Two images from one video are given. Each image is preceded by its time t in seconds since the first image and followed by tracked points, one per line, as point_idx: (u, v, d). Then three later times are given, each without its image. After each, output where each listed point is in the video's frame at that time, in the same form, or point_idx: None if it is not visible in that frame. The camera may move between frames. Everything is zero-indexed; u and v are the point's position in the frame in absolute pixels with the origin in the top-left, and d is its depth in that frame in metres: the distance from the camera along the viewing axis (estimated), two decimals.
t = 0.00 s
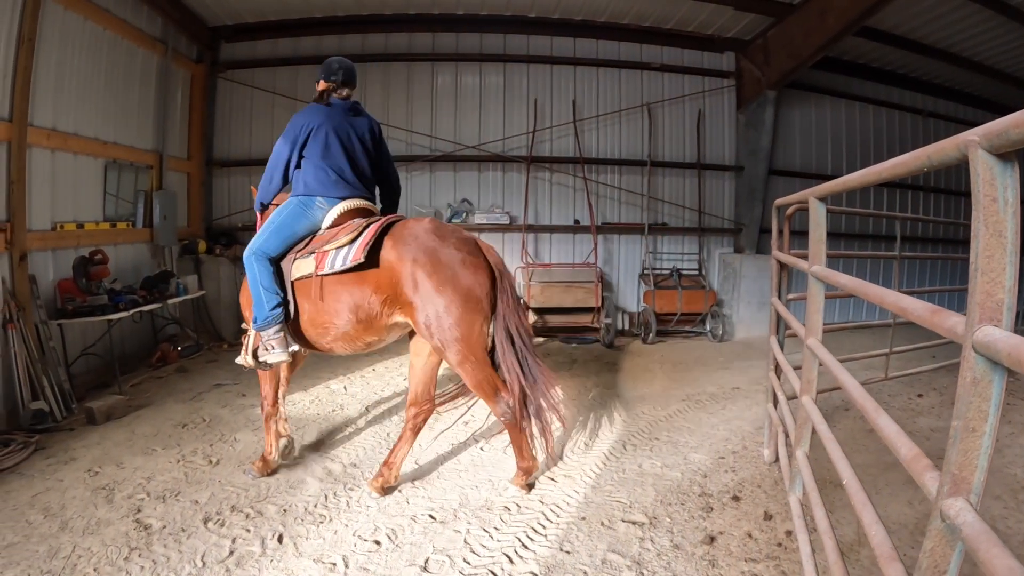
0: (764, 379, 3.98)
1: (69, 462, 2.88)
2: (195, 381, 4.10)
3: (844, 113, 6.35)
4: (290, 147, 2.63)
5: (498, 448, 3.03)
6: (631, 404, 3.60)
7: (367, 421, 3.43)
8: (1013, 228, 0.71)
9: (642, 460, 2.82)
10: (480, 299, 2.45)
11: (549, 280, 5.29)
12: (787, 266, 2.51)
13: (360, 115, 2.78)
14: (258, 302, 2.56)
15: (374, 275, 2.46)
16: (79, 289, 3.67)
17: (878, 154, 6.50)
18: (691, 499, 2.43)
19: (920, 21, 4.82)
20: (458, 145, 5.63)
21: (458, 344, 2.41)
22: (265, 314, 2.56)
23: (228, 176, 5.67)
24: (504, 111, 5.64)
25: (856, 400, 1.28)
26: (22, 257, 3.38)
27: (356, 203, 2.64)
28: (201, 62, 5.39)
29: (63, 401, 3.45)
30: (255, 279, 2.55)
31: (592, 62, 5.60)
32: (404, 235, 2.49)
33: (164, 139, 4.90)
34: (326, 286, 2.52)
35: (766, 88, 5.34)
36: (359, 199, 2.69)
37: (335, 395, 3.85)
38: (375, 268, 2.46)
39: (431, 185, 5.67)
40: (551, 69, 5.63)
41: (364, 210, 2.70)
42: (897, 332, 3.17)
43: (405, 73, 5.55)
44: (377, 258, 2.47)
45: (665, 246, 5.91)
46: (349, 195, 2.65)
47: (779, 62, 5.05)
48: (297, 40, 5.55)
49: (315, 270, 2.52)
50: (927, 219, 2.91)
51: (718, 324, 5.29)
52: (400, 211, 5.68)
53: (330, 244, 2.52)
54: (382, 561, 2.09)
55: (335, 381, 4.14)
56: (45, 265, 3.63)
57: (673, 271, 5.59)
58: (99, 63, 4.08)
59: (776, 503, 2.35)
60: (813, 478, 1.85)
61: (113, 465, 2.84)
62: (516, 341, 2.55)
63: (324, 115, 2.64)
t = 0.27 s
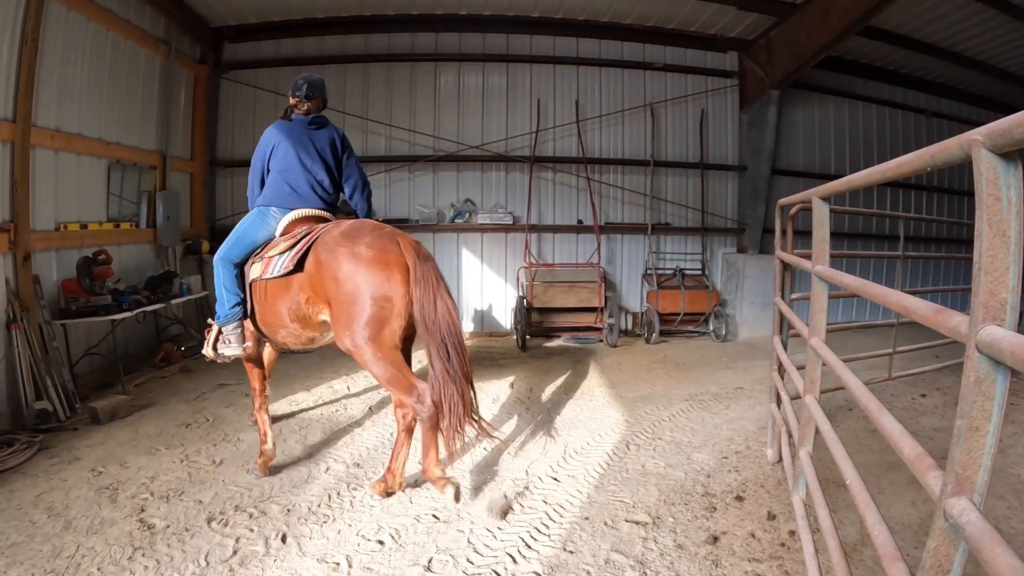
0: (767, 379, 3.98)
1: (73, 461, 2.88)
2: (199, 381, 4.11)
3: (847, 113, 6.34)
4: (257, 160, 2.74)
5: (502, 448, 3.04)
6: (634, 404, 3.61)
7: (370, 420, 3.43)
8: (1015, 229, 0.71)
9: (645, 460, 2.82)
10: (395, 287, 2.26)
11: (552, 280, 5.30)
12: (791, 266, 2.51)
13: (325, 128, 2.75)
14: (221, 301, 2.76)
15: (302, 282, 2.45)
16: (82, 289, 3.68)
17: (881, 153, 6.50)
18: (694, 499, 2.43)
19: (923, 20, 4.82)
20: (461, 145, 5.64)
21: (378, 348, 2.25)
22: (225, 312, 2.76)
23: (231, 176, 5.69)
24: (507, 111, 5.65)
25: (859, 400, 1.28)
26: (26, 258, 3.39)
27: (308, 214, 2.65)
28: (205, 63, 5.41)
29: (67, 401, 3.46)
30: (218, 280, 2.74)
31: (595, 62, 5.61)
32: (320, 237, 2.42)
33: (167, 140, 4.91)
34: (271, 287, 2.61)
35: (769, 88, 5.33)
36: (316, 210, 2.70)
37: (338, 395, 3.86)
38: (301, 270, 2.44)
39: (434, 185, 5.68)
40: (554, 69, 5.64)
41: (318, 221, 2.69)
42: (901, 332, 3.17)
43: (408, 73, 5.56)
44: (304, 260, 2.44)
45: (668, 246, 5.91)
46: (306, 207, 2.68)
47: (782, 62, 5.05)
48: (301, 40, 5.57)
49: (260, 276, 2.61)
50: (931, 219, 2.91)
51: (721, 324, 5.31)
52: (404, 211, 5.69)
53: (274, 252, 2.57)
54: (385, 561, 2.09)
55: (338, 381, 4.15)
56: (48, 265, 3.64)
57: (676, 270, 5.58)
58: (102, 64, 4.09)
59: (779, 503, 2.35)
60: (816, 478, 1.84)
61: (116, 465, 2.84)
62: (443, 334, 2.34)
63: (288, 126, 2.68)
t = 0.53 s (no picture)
0: (769, 379, 3.98)
1: (76, 462, 2.89)
2: (201, 381, 4.11)
3: (849, 113, 6.33)
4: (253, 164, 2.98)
5: (504, 448, 3.03)
6: (636, 404, 3.61)
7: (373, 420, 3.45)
8: (1019, 227, 0.70)
9: (648, 460, 2.82)
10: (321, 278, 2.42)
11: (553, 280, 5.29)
12: (793, 266, 2.51)
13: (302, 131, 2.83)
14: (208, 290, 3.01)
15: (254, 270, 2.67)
16: (85, 290, 3.69)
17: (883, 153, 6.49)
18: (696, 499, 2.43)
19: (925, 20, 4.81)
20: (463, 145, 5.64)
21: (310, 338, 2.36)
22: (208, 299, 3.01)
23: (234, 177, 5.70)
24: (509, 111, 5.65)
25: (862, 400, 1.27)
26: (28, 258, 3.39)
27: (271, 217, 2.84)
28: (207, 64, 5.41)
29: (70, 401, 3.46)
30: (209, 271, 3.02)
31: (596, 62, 5.61)
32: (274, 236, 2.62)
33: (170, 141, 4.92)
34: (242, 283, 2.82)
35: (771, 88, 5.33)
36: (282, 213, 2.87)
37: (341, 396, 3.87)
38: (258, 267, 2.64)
39: (436, 186, 5.68)
40: (556, 69, 5.64)
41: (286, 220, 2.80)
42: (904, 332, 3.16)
43: (410, 73, 5.57)
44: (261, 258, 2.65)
45: (671, 246, 5.91)
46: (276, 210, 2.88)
47: (784, 61, 5.05)
48: (303, 41, 5.57)
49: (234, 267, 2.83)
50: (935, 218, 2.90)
51: (723, 324, 5.36)
52: (406, 211, 5.70)
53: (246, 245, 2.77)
54: (387, 561, 2.09)
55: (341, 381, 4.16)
56: (51, 265, 3.64)
57: (679, 271, 5.58)
58: (104, 65, 4.09)
59: (782, 503, 2.35)
60: (819, 478, 1.83)
61: (119, 465, 2.85)
62: (373, 325, 2.35)
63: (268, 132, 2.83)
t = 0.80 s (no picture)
0: (771, 379, 3.97)
1: (78, 462, 2.89)
2: (203, 382, 4.12)
3: (851, 112, 6.33)
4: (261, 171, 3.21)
5: (506, 449, 3.03)
6: (638, 404, 3.61)
7: (375, 420, 3.45)
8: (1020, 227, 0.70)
9: (650, 460, 2.82)
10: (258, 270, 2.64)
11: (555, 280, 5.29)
12: (795, 266, 2.51)
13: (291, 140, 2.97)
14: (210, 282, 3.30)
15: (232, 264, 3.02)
16: (87, 290, 3.69)
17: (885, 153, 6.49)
18: (698, 500, 2.42)
19: (927, 19, 4.80)
20: (465, 146, 5.64)
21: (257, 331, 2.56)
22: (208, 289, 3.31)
23: (236, 177, 5.70)
24: (511, 111, 5.65)
25: (864, 400, 1.27)
26: (31, 258, 3.40)
27: (256, 220, 2.94)
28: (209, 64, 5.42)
29: (72, 401, 3.47)
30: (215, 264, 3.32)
31: (598, 62, 5.61)
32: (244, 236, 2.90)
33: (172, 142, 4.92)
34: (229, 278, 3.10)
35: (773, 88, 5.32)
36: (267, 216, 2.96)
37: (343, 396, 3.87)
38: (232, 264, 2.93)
39: (438, 186, 5.68)
40: (558, 69, 5.65)
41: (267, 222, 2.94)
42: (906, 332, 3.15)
43: (412, 74, 5.58)
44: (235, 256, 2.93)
45: (672, 246, 5.91)
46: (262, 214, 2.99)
47: (786, 61, 5.04)
48: (305, 42, 5.58)
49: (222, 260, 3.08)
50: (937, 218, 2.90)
51: (725, 325, 5.34)
52: (408, 211, 5.70)
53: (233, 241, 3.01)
54: (388, 562, 2.09)
55: (343, 382, 4.16)
56: (53, 266, 3.65)
57: (681, 270, 5.57)
58: (106, 66, 4.10)
59: (784, 503, 2.34)
60: (821, 479, 1.83)
61: (121, 465, 2.85)
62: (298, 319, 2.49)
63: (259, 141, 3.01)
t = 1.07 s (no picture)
0: (771, 379, 3.96)
1: (79, 463, 2.89)
2: (205, 383, 4.12)
3: (852, 112, 6.32)
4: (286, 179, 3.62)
5: (506, 450, 3.03)
6: (639, 404, 3.60)
7: (376, 421, 3.45)
8: (1020, 227, 0.70)
9: (651, 461, 2.81)
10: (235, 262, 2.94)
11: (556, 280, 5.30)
12: (795, 267, 2.50)
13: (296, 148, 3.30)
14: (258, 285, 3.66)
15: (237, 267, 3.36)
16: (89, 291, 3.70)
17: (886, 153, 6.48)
18: (699, 500, 2.42)
19: (928, 19, 4.79)
20: (466, 146, 5.64)
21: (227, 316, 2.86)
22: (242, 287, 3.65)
23: (237, 178, 5.71)
24: (512, 112, 5.66)
25: (865, 401, 1.26)
26: (32, 259, 3.41)
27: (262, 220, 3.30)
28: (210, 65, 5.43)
29: (73, 402, 3.48)
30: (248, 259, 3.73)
31: (599, 62, 5.61)
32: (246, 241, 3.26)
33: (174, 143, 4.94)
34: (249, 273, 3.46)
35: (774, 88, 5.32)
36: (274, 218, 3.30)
37: (344, 397, 3.87)
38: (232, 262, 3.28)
39: (440, 187, 5.68)
40: (559, 70, 5.65)
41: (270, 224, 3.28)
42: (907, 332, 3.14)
43: (413, 74, 5.58)
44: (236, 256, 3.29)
45: (674, 246, 5.90)
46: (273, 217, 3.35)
47: (787, 61, 5.04)
48: (306, 42, 5.59)
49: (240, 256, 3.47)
50: (938, 218, 2.89)
51: (727, 325, 5.32)
52: (410, 212, 5.70)
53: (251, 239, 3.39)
54: (389, 562, 2.09)
55: (345, 383, 4.17)
56: (55, 267, 3.66)
57: (682, 270, 5.56)
58: (108, 67, 4.11)
59: (785, 504, 2.33)
60: (821, 479, 1.82)
61: (122, 466, 2.85)
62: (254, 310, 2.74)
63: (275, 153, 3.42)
